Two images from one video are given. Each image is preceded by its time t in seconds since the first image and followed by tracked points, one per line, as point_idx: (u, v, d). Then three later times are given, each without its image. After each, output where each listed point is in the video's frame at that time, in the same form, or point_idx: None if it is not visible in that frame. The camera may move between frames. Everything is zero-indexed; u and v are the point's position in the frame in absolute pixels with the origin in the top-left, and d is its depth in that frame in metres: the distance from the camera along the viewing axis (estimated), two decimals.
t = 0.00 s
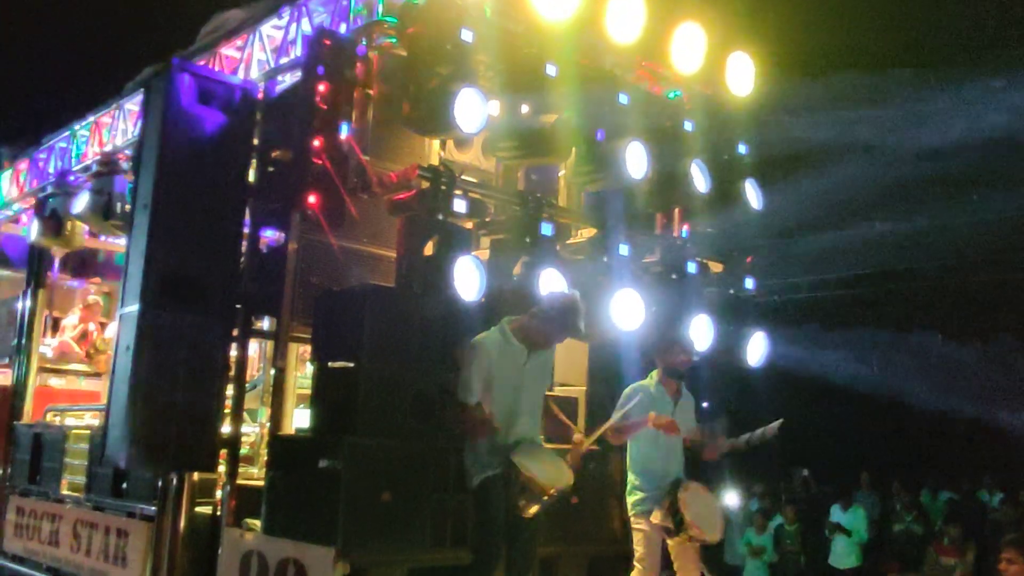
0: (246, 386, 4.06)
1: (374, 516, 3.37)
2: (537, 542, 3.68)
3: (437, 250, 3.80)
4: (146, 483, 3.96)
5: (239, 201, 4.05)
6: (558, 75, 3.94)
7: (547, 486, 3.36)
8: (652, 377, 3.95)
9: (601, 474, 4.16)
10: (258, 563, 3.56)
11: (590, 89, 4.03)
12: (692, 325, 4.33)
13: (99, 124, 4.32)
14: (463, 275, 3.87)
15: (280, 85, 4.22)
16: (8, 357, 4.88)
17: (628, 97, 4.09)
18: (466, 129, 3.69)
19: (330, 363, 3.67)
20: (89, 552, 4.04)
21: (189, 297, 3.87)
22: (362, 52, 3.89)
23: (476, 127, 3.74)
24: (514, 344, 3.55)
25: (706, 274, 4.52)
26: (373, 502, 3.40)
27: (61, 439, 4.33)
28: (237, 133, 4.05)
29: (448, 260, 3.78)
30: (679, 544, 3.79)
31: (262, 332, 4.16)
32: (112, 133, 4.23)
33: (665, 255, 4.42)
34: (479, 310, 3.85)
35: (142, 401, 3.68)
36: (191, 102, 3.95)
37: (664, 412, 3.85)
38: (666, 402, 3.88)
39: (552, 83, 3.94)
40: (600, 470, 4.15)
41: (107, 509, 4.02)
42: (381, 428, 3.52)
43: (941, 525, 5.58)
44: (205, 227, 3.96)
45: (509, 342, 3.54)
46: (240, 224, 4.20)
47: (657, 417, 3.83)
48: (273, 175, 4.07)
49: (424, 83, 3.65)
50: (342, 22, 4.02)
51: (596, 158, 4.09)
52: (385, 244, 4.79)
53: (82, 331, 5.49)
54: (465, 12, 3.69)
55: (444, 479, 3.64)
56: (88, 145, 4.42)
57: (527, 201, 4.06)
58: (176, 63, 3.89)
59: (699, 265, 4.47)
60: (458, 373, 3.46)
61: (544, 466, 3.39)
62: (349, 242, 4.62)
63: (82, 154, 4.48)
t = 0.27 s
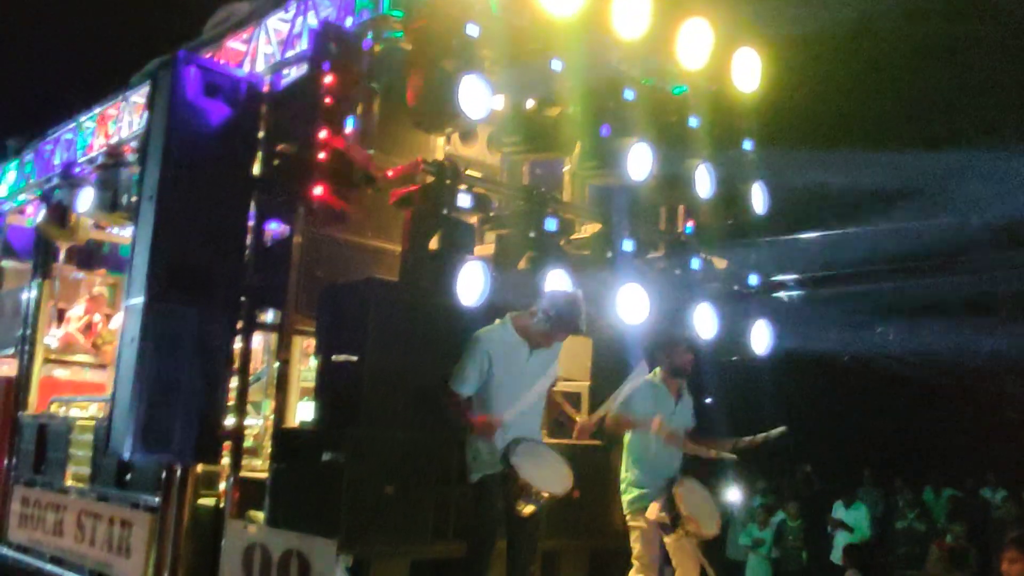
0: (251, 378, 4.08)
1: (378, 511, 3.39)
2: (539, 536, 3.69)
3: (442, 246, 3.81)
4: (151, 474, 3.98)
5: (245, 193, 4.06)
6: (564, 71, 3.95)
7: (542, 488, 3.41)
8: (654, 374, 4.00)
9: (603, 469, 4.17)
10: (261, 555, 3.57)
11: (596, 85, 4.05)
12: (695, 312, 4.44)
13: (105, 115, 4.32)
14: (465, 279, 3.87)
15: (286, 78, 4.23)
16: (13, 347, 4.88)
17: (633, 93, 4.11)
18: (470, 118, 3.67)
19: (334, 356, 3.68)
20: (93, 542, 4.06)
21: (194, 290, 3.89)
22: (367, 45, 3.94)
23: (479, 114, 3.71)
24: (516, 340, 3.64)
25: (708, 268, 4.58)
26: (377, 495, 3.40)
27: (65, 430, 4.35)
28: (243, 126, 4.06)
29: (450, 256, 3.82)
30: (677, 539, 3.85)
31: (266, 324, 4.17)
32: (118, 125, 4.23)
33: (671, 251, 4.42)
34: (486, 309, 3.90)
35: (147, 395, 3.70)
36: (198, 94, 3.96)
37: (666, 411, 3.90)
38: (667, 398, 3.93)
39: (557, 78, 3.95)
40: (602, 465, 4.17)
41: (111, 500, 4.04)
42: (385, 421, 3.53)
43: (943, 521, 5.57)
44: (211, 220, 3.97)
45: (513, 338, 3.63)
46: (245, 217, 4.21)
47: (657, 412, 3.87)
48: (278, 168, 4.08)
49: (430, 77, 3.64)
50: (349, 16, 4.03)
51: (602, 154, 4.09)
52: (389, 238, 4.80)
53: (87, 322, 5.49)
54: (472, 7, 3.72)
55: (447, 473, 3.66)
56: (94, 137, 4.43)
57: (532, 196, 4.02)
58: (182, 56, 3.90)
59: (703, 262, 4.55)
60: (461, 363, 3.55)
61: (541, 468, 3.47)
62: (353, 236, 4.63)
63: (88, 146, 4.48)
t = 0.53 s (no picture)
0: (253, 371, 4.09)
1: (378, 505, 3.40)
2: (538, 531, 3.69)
3: (444, 240, 3.78)
4: (153, 466, 3.99)
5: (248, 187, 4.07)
6: (567, 66, 3.95)
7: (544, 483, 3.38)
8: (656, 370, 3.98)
9: (604, 464, 4.18)
10: (264, 548, 3.60)
11: (598, 79, 4.05)
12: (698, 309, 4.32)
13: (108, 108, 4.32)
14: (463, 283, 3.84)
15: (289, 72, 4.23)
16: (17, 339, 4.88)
17: (636, 88, 4.13)
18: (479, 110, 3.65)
19: (336, 351, 3.68)
20: (96, 534, 4.08)
21: (198, 283, 3.90)
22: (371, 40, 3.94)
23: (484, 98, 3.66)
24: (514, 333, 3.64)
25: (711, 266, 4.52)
26: (378, 489, 3.41)
27: (68, 422, 4.36)
28: (246, 119, 4.07)
29: (454, 250, 3.79)
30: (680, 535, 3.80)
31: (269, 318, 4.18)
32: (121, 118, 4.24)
33: (672, 245, 4.44)
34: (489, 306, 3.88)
35: (149, 387, 3.70)
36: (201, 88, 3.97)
37: (669, 405, 3.89)
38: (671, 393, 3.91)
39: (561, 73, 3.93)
40: (603, 461, 4.17)
41: (114, 492, 4.05)
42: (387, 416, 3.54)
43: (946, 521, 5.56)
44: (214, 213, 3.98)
45: (511, 333, 3.63)
46: (248, 210, 4.22)
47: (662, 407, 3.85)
48: (281, 162, 4.08)
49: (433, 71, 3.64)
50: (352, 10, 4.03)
51: (604, 149, 3.98)
52: (392, 233, 4.80)
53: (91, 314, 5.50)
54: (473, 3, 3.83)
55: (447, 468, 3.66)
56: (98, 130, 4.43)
57: (534, 191, 4.02)
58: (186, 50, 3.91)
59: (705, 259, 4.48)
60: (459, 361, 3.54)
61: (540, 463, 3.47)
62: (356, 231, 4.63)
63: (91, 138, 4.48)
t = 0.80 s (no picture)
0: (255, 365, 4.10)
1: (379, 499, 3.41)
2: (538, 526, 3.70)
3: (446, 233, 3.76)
4: (155, 459, 4.00)
5: (250, 182, 4.07)
6: (570, 62, 3.94)
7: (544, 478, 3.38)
8: (657, 365, 3.99)
9: (605, 460, 4.19)
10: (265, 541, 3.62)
11: (601, 75, 4.03)
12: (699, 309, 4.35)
13: (111, 102, 4.31)
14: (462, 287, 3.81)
15: (292, 66, 4.22)
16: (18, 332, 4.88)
17: (639, 85, 4.14)
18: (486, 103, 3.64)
19: (338, 345, 3.68)
20: (97, 526, 4.09)
21: (199, 277, 3.90)
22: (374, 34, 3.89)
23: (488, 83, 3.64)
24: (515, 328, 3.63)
25: (713, 263, 4.49)
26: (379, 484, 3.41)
27: (69, 415, 4.37)
28: (248, 114, 4.07)
29: (456, 246, 3.74)
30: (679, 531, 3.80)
31: (271, 313, 4.19)
32: (124, 112, 4.23)
33: (675, 241, 4.38)
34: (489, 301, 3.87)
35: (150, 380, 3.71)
36: (203, 82, 3.97)
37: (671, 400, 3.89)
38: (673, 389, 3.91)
39: (563, 69, 3.92)
40: (603, 456, 4.18)
41: (115, 485, 4.07)
42: (387, 411, 3.54)
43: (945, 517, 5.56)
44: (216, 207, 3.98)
45: (510, 328, 3.61)
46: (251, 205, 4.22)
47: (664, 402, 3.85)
48: (283, 156, 4.09)
49: (436, 65, 3.64)
50: (355, 5, 4.03)
51: (606, 145, 4.02)
52: (395, 228, 4.80)
53: (92, 308, 5.49)
54: None
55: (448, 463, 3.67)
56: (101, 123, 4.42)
57: (537, 187, 3.99)
58: (189, 43, 3.91)
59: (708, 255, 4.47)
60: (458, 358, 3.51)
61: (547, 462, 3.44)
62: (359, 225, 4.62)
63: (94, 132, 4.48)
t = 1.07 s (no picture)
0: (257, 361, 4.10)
1: (379, 495, 3.41)
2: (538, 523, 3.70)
3: (448, 231, 3.77)
4: (156, 454, 4.01)
5: (253, 177, 4.07)
6: (573, 58, 3.95)
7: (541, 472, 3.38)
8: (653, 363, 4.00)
9: (605, 456, 4.20)
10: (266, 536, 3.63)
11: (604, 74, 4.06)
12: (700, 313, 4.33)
13: (115, 95, 4.28)
14: (464, 284, 3.80)
15: (294, 62, 4.21)
16: (18, 327, 4.87)
17: (641, 82, 4.13)
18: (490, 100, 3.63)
19: (341, 340, 3.68)
20: (98, 521, 4.10)
21: (201, 273, 3.90)
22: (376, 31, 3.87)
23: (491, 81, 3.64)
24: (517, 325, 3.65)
25: (714, 260, 4.44)
26: (379, 479, 3.42)
27: (70, 409, 4.37)
28: (251, 109, 4.08)
29: (460, 243, 3.78)
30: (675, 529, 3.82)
31: (273, 308, 4.19)
32: (126, 107, 4.23)
33: (675, 238, 4.33)
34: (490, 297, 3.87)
35: (152, 375, 3.71)
36: (206, 77, 3.97)
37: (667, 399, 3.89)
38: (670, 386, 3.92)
39: (567, 66, 3.94)
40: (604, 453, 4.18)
41: (116, 480, 4.07)
42: (388, 406, 3.54)
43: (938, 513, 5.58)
44: (217, 202, 3.98)
45: (512, 324, 3.63)
46: (254, 200, 4.21)
47: (660, 399, 3.85)
48: (286, 152, 4.09)
49: (439, 61, 3.64)
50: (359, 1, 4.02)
51: (607, 142, 4.04)
52: (397, 224, 4.79)
53: (93, 303, 5.48)
54: None
55: (449, 460, 3.67)
56: (103, 118, 4.42)
57: (539, 184, 3.99)
58: (192, 38, 3.90)
59: (709, 252, 4.41)
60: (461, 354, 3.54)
61: (544, 456, 3.46)
62: (361, 222, 4.62)
63: (97, 127, 4.47)
